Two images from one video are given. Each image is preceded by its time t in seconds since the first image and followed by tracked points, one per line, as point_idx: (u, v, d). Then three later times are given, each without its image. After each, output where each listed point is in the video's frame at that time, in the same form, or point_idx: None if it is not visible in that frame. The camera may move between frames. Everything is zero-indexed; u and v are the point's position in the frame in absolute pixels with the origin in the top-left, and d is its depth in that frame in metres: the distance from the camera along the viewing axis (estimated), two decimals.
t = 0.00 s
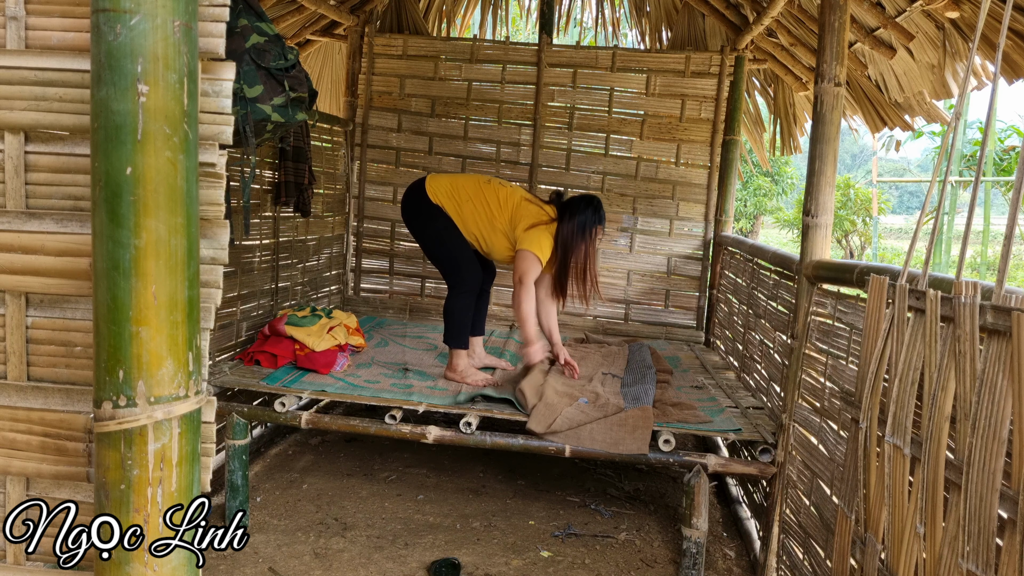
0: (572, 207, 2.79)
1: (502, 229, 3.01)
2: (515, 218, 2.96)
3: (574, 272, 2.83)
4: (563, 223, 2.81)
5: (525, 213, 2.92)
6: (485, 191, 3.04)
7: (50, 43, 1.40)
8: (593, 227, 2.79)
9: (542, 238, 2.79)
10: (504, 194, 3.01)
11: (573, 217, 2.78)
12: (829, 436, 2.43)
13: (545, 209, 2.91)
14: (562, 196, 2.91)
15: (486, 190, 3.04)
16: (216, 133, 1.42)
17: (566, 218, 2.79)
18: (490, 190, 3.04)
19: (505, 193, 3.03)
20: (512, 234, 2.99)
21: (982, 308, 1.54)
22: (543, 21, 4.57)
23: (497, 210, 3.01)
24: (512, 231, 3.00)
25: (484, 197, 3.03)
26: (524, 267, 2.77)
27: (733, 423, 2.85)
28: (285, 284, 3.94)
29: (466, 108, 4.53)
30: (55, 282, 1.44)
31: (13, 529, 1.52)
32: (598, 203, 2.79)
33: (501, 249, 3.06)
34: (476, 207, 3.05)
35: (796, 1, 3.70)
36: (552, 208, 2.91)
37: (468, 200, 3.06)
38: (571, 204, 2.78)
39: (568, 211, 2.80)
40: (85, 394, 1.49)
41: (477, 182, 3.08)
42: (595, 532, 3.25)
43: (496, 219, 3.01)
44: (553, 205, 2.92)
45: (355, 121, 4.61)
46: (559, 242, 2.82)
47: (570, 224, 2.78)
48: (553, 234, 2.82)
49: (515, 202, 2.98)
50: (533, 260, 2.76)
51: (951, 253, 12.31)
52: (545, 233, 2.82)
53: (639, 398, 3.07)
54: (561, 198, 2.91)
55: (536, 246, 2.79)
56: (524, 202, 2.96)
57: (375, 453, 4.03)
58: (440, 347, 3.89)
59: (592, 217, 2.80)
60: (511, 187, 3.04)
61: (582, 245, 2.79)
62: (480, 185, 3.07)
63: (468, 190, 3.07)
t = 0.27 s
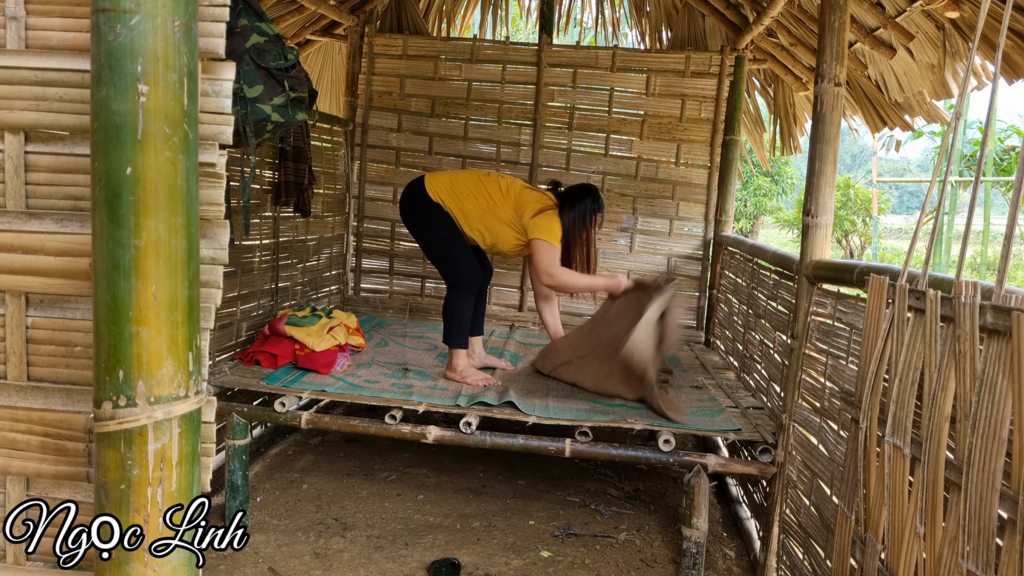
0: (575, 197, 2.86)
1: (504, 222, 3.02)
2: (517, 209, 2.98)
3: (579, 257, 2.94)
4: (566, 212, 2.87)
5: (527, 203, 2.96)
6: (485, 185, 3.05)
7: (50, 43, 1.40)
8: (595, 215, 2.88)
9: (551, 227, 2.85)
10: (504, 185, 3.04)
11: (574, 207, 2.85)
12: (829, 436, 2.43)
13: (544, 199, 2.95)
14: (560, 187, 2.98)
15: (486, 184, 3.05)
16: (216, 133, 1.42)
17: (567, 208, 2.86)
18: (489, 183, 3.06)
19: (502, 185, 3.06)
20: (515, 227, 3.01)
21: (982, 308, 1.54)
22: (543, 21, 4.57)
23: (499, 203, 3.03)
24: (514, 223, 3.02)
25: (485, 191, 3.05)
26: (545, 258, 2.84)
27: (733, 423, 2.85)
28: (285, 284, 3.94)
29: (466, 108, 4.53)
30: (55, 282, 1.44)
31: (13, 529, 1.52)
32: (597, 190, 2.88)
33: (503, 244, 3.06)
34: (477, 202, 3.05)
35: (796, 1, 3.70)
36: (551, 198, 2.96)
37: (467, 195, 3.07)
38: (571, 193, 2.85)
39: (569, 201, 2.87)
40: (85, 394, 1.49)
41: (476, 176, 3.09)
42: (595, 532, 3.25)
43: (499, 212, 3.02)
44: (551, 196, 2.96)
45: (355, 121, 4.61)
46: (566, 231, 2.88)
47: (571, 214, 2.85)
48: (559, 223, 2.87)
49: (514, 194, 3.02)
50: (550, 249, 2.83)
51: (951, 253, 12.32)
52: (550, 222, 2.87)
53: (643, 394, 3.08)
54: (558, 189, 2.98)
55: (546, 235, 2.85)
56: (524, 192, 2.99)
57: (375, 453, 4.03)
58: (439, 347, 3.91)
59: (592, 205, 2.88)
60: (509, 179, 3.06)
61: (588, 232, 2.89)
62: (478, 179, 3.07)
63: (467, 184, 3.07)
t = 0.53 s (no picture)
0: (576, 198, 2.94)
1: (507, 226, 3.04)
2: (521, 212, 3.02)
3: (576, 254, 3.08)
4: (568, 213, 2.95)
5: (530, 205, 3.01)
6: (487, 187, 3.06)
7: (50, 43, 1.40)
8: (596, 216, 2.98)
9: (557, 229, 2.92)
10: (506, 188, 3.06)
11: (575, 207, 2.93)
12: (829, 436, 2.43)
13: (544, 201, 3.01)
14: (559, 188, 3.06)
15: (488, 186, 3.06)
16: (216, 133, 1.42)
17: (570, 208, 2.94)
18: (489, 186, 3.06)
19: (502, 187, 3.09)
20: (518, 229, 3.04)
21: (982, 308, 1.54)
22: (543, 21, 4.57)
23: (502, 205, 3.04)
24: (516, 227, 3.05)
25: (487, 194, 3.04)
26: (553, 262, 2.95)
27: (733, 423, 2.85)
28: (285, 284, 3.94)
29: (467, 108, 4.53)
30: (55, 282, 1.44)
31: (13, 529, 1.52)
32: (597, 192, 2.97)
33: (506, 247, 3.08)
34: (479, 205, 3.05)
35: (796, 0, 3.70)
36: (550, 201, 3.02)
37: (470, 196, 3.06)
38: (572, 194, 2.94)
39: (570, 201, 2.95)
40: (85, 394, 1.49)
41: (476, 179, 3.09)
42: (595, 532, 3.25)
43: (502, 215, 3.03)
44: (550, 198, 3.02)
45: (355, 121, 4.61)
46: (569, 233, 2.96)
47: (572, 213, 2.93)
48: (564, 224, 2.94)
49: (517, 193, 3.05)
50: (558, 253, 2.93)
51: (951, 253, 12.32)
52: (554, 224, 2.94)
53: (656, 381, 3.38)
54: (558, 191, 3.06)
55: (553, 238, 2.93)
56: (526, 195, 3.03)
57: (375, 453, 4.03)
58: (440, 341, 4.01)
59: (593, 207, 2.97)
60: (509, 180, 3.09)
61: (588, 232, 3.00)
62: (479, 181, 3.08)
63: (467, 187, 3.07)
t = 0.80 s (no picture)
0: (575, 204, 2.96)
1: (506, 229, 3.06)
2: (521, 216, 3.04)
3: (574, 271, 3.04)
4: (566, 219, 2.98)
5: (530, 211, 3.03)
6: (490, 190, 3.07)
7: (50, 43, 1.40)
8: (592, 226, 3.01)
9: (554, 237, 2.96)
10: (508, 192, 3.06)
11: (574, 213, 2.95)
12: (829, 436, 2.44)
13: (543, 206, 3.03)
14: (561, 194, 3.08)
15: (491, 189, 3.07)
16: (216, 133, 1.42)
17: (568, 214, 2.96)
18: (491, 189, 3.07)
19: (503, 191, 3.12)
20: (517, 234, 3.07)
21: (982, 308, 1.54)
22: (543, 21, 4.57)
23: (503, 210, 3.05)
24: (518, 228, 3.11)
25: (489, 197, 3.06)
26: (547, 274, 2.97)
27: (733, 423, 2.85)
28: (285, 284, 3.94)
29: (466, 108, 4.53)
30: (55, 282, 1.44)
31: (13, 529, 1.52)
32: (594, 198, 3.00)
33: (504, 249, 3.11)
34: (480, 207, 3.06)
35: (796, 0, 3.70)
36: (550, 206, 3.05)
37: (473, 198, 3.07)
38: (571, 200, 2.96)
39: (569, 207, 2.97)
40: (85, 394, 1.49)
41: (479, 180, 3.10)
42: (594, 532, 3.25)
43: (502, 218, 3.05)
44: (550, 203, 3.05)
45: (355, 121, 4.61)
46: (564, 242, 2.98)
47: (571, 220, 2.96)
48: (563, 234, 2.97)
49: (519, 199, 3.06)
50: (551, 262, 2.96)
51: (951, 253, 12.32)
52: (553, 231, 2.98)
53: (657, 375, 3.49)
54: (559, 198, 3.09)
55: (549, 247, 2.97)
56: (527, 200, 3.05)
57: (375, 453, 4.03)
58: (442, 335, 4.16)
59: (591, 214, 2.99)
60: (511, 184, 3.10)
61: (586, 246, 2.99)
62: (481, 183, 3.09)
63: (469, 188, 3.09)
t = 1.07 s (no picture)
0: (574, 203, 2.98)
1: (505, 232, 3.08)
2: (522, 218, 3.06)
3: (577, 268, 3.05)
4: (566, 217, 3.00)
5: (530, 211, 3.05)
6: (491, 193, 3.08)
7: (50, 43, 1.40)
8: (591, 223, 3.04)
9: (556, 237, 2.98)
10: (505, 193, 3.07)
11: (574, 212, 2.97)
12: (829, 436, 2.43)
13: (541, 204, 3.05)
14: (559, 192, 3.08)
15: (492, 191, 3.08)
16: (216, 133, 1.42)
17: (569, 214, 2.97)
18: (489, 190, 3.08)
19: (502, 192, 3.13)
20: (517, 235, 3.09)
21: (982, 308, 1.54)
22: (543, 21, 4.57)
23: (503, 211, 3.06)
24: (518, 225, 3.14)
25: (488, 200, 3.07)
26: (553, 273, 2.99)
27: (732, 423, 2.85)
28: (285, 284, 3.94)
29: (466, 108, 4.53)
30: (55, 282, 1.44)
31: (13, 529, 1.52)
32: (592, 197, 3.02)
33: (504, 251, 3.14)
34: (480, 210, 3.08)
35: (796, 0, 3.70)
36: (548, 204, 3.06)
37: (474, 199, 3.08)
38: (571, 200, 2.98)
39: (569, 207, 2.99)
40: (85, 394, 1.49)
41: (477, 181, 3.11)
42: (594, 532, 3.25)
43: (503, 221, 3.07)
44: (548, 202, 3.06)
45: (355, 121, 4.61)
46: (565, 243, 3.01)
47: (571, 219, 2.97)
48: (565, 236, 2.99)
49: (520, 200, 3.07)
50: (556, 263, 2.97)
51: (951, 253, 12.32)
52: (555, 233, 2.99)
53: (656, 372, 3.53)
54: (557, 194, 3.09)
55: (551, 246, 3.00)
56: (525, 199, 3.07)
57: (375, 453, 4.03)
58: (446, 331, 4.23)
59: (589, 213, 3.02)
60: (509, 183, 3.11)
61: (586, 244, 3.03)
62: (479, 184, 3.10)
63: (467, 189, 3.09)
